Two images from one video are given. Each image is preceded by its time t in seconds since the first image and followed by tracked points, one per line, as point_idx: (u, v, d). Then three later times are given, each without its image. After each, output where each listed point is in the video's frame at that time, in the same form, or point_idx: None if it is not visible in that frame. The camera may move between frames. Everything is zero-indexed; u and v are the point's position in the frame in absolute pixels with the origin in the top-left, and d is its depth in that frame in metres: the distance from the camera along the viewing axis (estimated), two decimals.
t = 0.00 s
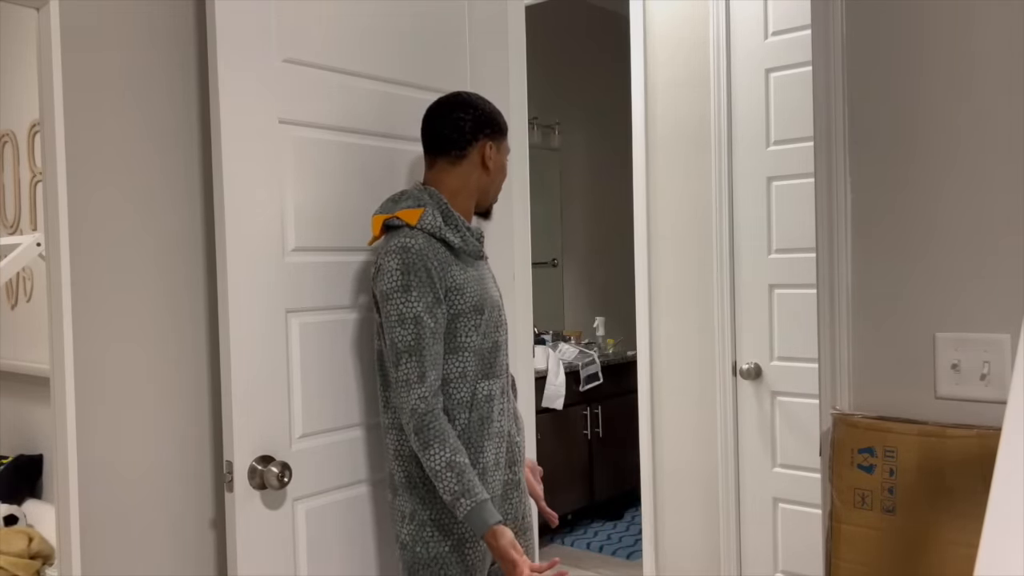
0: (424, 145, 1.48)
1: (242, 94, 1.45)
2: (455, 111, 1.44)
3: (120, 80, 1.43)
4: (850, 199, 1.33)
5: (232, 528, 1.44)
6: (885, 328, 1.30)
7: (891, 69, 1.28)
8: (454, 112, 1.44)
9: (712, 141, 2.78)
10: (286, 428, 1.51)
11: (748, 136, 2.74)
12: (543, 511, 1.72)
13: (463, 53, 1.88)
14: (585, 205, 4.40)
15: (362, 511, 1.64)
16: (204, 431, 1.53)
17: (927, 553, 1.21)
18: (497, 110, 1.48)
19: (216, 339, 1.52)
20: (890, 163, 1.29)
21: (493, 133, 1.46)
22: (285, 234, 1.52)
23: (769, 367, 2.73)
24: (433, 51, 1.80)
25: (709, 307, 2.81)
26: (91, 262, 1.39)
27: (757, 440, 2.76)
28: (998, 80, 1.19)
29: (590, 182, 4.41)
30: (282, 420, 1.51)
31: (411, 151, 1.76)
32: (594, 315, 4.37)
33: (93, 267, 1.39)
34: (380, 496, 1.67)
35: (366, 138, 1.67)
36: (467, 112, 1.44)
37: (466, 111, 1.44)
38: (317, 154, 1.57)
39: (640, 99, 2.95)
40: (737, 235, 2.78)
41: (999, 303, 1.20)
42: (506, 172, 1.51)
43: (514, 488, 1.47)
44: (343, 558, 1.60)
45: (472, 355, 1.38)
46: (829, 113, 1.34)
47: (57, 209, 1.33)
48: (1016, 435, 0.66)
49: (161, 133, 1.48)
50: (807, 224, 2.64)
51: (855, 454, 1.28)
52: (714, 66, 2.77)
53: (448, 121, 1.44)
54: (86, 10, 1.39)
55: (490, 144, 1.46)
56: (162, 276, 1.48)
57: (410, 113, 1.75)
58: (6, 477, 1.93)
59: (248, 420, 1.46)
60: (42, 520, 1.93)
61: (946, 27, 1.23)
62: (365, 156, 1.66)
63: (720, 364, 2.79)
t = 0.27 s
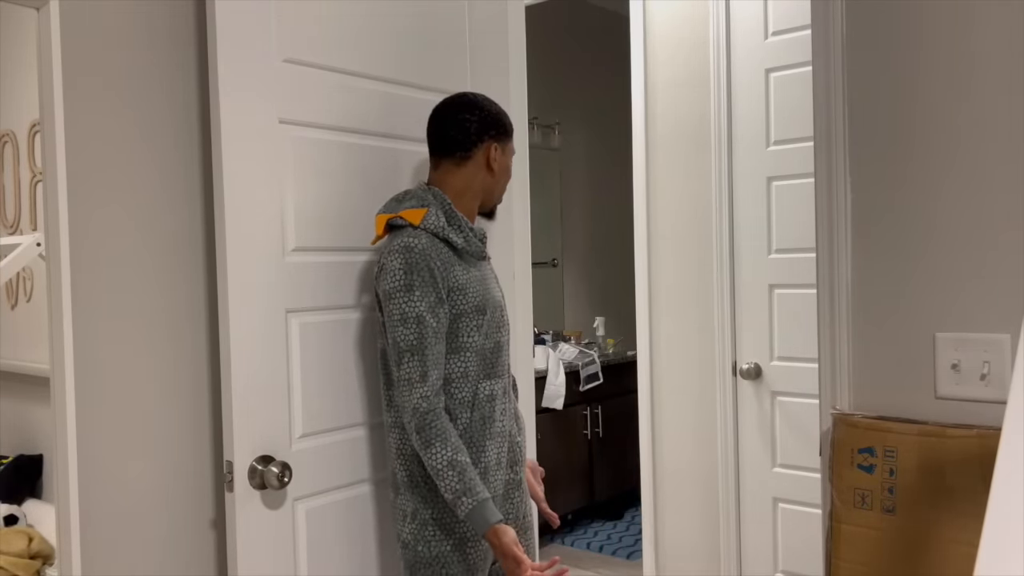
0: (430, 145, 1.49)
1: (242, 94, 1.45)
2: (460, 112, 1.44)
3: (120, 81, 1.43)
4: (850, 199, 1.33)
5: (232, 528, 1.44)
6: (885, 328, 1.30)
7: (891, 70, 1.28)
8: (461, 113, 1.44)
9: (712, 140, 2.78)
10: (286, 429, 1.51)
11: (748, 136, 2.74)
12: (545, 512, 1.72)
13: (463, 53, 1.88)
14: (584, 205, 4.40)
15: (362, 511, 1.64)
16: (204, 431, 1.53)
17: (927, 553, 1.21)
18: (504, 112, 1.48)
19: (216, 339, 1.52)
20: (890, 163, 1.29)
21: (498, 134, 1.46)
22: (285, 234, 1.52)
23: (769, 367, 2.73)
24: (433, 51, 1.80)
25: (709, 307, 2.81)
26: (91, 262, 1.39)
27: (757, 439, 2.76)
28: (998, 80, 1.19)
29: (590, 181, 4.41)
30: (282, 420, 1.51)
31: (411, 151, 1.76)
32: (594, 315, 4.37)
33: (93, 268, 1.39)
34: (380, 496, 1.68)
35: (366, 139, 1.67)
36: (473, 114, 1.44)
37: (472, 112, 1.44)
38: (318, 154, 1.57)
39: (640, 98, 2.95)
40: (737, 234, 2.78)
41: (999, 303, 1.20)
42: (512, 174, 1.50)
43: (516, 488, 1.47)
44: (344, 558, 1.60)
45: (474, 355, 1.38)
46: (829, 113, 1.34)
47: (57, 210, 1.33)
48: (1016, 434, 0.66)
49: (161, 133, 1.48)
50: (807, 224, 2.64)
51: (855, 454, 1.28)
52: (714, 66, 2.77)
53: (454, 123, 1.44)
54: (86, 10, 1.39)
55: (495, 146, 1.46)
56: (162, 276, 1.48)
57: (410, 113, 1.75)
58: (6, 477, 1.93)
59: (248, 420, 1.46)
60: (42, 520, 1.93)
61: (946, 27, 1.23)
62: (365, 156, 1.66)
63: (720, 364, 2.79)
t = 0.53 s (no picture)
0: (435, 145, 1.49)
1: (242, 94, 1.45)
2: (466, 112, 1.44)
3: (120, 81, 1.43)
4: (850, 199, 1.33)
5: (232, 528, 1.44)
6: (885, 328, 1.30)
7: (891, 70, 1.28)
8: (467, 113, 1.44)
9: (712, 140, 2.78)
10: (286, 429, 1.51)
11: (748, 136, 2.74)
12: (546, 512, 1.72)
13: (463, 53, 1.88)
14: (584, 205, 4.40)
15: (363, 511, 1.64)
16: (204, 431, 1.53)
17: (927, 553, 1.21)
18: (509, 113, 1.48)
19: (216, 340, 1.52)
20: (891, 163, 1.29)
21: (503, 136, 1.46)
22: (285, 234, 1.52)
23: (769, 367, 2.74)
24: (433, 51, 1.80)
25: (708, 307, 2.81)
26: (91, 262, 1.39)
27: (757, 439, 2.76)
28: (998, 81, 1.19)
29: (590, 181, 4.41)
30: (282, 420, 1.51)
31: (410, 151, 1.76)
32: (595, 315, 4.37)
33: (93, 268, 1.39)
34: (381, 496, 1.68)
35: (367, 139, 1.68)
36: (479, 115, 1.44)
37: (478, 113, 1.44)
38: (317, 154, 1.57)
39: (640, 98, 2.95)
40: (737, 234, 2.78)
41: (998, 303, 1.20)
42: (515, 175, 1.51)
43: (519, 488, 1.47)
44: (344, 557, 1.60)
45: (479, 355, 1.38)
46: (829, 113, 1.34)
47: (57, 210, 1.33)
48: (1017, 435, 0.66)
49: (161, 133, 1.48)
50: (807, 224, 2.64)
51: (855, 455, 1.28)
52: (714, 66, 2.76)
53: (460, 123, 1.44)
54: (86, 10, 1.39)
55: (500, 147, 1.46)
56: (162, 276, 1.48)
57: (410, 113, 1.75)
58: (6, 477, 1.93)
59: (248, 420, 1.46)
60: (42, 520, 1.93)
61: (945, 27, 1.23)
62: (365, 156, 1.66)
63: (720, 364, 2.79)
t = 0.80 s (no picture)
0: (440, 145, 1.49)
1: (242, 94, 1.45)
2: (472, 113, 1.44)
3: (120, 81, 1.43)
4: (850, 199, 1.33)
5: (232, 528, 1.44)
6: (884, 328, 1.30)
7: (891, 69, 1.28)
8: (473, 114, 1.44)
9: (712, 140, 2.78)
10: (286, 429, 1.51)
11: (749, 136, 2.75)
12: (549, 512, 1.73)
13: (463, 53, 1.88)
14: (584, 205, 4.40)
15: (363, 511, 1.64)
16: (204, 432, 1.53)
17: (927, 553, 1.21)
18: (514, 114, 1.48)
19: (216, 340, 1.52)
20: (891, 163, 1.29)
21: (509, 137, 1.46)
22: (284, 234, 1.52)
23: (769, 367, 2.74)
24: (433, 51, 1.81)
25: (708, 306, 2.81)
26: (91, 262, 1.39)
27: (757, 439, 2.76)
28: (998, 81, 1.19)
29: (590, 181, 4.41)
30: (282, 420, 1.51)
31: (410, 151, 1.76)
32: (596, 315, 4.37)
33: (93, 268, 1.39)
34: (382, 496, 1.68)
35: (368, 139, 1.68)
36: (484, 115, 1.44)
37: (483, 113, 1.44)
38: (317, 154, 1.57)
39: (640, 98, 2.94)
40: (737, 234, 2.78)
41: (998, 303, 1.20)
42: (520, 175, 1.51)
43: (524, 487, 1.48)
44: (345, 557, 1.60)
45: (486, 355, 1.38)
46: (829, 112, 1.34)
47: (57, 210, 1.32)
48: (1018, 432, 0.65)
49: (160, 133, 1.48)
50: (806, 224, 2.64)
51: (855, 455, 1.28)
52: (714, 66, 2.77)
53: (466, 123, 1.44)
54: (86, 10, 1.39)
55: (505, 148, 1.46)
56: (161, 276, 1.48)
57: (410, 112, 1.75)
58: (6, 477, 1.93)
59: (248, 420, 1.46)
60: (42, 520, 1.93)
61: (946, 26, 1.23)
62: (365, 156, 1.66)
63: (720, 364, 2.79)
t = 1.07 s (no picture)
0: (445, 145, 1.49)
1: (241, 94, 1.45)
2: (477, 113, 1.44)
3: (119, 81, 1.43)
4: (850, 199, 1.32)
5: (232, 528, 1.44)
6: (885, 328, 1.30)
7: (892, 70, 1.28)
8: (478, 114, 1.44)
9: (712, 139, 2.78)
10: (286, 429, 1.51)
11: (749, 136, 2.75)
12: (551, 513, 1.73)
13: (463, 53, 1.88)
14: (585, 205, 4.40)
15: (364, 511, 1.64)
16: (203, 432, 1.52)
17: (927, 553, 1.21)
18: (519, 115, 1.48)
19: (217, 340, 1.52)
20: (891, 163, 1.29)
21: (514, 137, 1.46)
22: (284, 233, 1.52)
23: (769, 367, 2.74)
24: (433, 51, 1.80)
25: (708, 306, 2.81)
26: (91, 263, 1.39)
27: (757, 439, 2.76)
28: (998, 81, 1.19)
29: (590, 181, 4.41)
30: (282, 419, 1.51)
31: (410, 151, 1.76)
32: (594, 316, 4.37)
33: (92, 268, 1.39)
34: (383, 495, 1.68)
35: (369, 139, 1.68)
36: (490, 115, 1.44)
37: (489, 114, 1.44)
38: (317, 154, 1.57)
39: (640, 98, 2.94)
40: (737, 234, 2.78)
41: (998, 303, 1.20)
42: (525, 175, 1.51)
43: (527, 487, 1.48)
44: (346, 557, 1.60)
45: (492, 354, 1.39)
46: (829, 112, 1.33)
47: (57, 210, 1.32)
48: (1017, 432, 0.66)
49: (159, 133, 1.48)
50: (806, 223, 2.65)
51: (855, 455, 1.28)
52: (714, 65, 2.77)
53: (471, 123, 1.44)
54: (86, 10, 1.39)
55: (511, 148, 1.46)
56: (162, 276, 1.48)
57: (409, 112, 1.75)
58: (6, 477, 1.93)
59: (248, 420, 1.46)
60: (42, 520, 1.93)
61: (947, 26, 1.23)
62: (365, 155, 1.66)
63: (720, 363, 2.79)
